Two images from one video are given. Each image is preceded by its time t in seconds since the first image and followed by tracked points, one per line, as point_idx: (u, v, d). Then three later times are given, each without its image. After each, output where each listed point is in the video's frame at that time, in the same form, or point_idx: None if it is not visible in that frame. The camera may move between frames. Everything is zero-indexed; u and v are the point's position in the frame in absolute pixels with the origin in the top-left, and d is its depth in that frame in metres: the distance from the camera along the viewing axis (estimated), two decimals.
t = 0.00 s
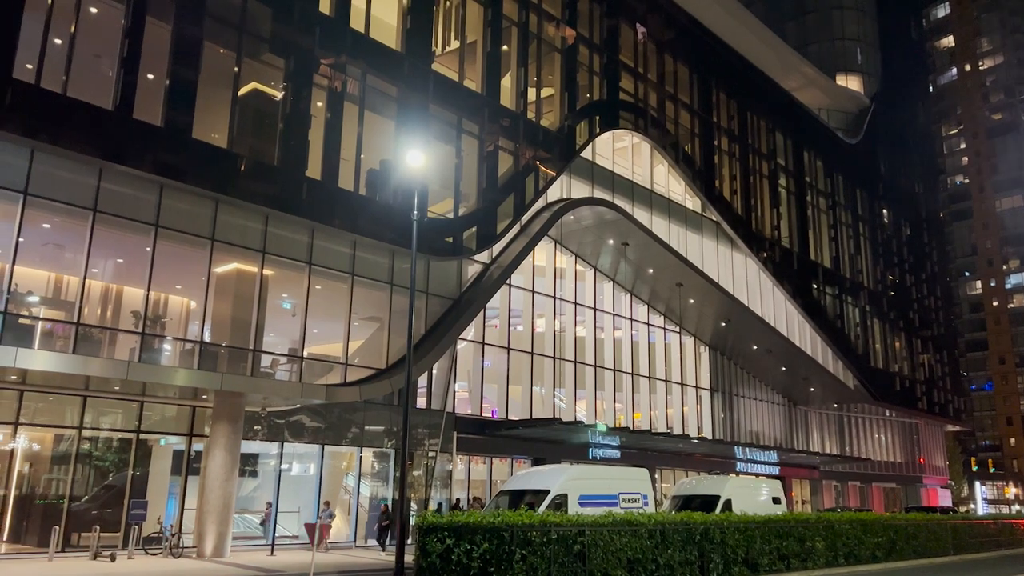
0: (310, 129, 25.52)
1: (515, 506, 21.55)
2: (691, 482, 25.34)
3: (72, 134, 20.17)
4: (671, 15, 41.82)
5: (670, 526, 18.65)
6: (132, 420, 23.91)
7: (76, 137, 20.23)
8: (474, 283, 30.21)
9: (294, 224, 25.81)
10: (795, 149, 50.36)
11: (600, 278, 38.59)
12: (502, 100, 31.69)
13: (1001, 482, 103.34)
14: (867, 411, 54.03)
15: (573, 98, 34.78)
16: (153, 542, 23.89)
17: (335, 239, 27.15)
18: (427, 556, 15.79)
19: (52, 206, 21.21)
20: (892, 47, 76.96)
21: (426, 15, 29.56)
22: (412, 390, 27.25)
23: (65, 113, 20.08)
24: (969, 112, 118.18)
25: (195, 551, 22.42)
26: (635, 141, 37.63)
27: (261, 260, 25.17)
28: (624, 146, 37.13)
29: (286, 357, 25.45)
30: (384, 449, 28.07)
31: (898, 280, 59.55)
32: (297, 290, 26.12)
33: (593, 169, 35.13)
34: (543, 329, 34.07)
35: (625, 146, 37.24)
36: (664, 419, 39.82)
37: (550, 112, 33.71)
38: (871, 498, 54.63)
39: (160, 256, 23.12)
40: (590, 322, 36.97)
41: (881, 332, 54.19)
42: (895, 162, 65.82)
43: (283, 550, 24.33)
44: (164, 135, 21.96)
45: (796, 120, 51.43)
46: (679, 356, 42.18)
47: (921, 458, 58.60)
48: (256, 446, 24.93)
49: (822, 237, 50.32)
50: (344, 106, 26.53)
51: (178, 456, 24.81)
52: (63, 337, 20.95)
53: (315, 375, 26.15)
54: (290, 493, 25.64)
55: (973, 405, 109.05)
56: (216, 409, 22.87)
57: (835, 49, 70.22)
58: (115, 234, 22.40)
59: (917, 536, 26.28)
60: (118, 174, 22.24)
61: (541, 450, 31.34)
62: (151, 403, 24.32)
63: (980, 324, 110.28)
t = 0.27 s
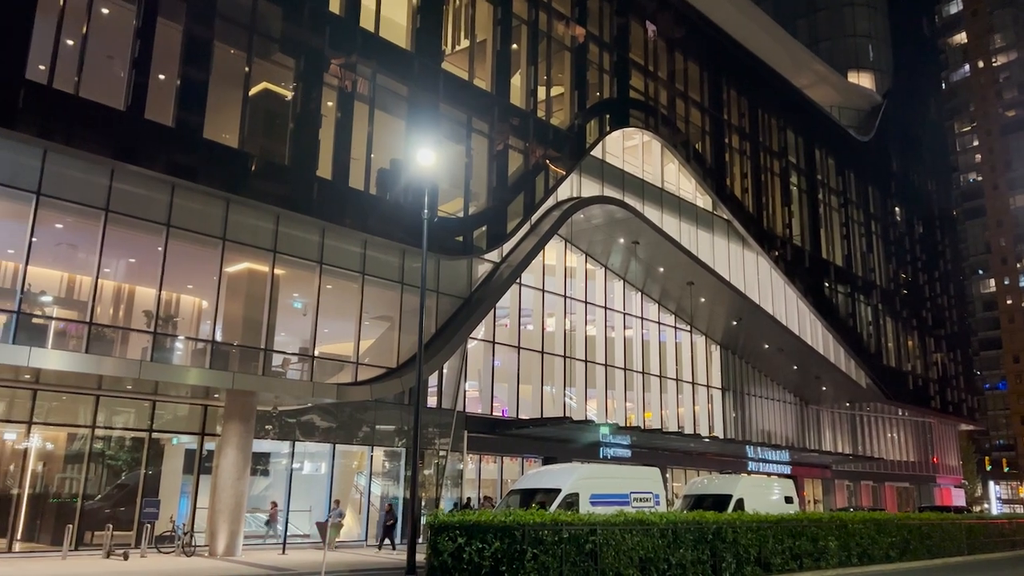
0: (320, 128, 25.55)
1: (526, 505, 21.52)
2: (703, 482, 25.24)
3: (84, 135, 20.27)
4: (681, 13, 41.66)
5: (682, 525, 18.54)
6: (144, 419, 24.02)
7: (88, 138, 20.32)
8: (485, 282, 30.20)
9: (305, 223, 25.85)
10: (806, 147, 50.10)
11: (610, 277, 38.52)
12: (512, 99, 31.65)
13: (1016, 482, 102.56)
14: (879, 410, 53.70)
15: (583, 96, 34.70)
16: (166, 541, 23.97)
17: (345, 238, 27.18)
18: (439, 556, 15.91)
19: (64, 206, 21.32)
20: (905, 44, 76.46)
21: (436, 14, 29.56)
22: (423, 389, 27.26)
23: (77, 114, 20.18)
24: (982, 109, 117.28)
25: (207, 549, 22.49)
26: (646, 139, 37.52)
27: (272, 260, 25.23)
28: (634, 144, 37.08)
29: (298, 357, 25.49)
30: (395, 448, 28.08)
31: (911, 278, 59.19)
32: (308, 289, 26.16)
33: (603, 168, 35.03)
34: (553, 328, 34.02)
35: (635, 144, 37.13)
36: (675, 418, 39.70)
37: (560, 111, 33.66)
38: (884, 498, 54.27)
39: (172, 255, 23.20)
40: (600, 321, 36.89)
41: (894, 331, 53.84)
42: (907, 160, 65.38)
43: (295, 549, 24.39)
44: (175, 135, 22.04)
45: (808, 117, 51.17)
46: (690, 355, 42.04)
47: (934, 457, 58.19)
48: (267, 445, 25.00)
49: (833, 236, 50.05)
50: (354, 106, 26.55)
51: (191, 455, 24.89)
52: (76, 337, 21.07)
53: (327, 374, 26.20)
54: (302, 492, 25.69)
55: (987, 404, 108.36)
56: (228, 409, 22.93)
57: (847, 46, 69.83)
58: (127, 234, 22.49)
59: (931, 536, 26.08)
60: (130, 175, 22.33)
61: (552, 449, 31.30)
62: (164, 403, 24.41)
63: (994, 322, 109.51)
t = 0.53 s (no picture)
0: (335, 127, 25.59)
1: (542, 503, 21.46)
2: (720, 479, 25.09)
3: (101, 135, 20.40)
4: (696, 8, 41.43)
5: (699, 522, 18.43)
6: (162, 417, 24.14)
7: (105, 138, 20.45)
8: (499, 280, 30.17)
9: (319, 221, 25.90)
10: (822, 142, 49.72)
11: (625, 274, 38.42)
12: (526, 96, 31.58)
13: None
14: (897, 408, 53.23)
15: (597, 92, 34.58)
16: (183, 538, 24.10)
17: (360, 236, 27.22)
18: (455, 553, 15.72)
19: (82, 205, 21.46)
20: (923, 38, 75.75)
21: (450, 12, 29.55)
22: (438, 387, 27.27)
23: (94, 114, 20.31)
24: (1001, 103, 115.93)
25: (225, 547, 22.59)
26: (661, 135, 37.33)
27: (288, 258, 25.30)
28: (649, 141, 36.92)
29: (313, 354, 25.53)
30: (409, 446, 28.14)
31: (929, 274, 58.63)
32: (323, 288, 26.22)
33: (618, 164, 34.89)
34: (568, 326, 33.94)
35: (650, 140, 36.97)
36: (691, 416, 39.53)
37: (574, 108, 33.57)
38: (903, 497, 53.74)
39: (188, 254, 23.30)
40: (616, 319, 36.76)
41: (912, 328, 53.36)
42: (925, 155, 64.75)
43: (311, 546, 24.48)
44: (191, 135, 22.12)
45: (824, 113, 50.79)
46: (706, 353, 41.85)
47: (953, 455, 57.60)
48: (283, 443, 25.09)
49: (850, 232, 49.66)
50: (368, 104, 26.59)
51: (207, 453, 25.00)
52: (94, 335, 21.23)
53: (342, 372, 26.25)
54: (318, 490, 25.74)
55: (1007, 401, 107.32)
56: (244, 406, 23.01)
57: (863, 41, 69.33)
58: (144, 233, 22.60)
59: (951, 534, 25.80)
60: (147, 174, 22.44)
61: (567, 447, 31.24)
62: (181, 401, 24.52)
63: (1014, 319, 108.49)
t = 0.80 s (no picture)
0: (355, 124, 25.65)
1: (564, 499, 21.42)
2: (743, 475, 24.92)
3: (125, 134, 20.56)
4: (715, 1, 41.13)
5: (724, 518, 18.31)
6: (185, 414, 24.32)
7: (128, 137, 20.61)
8: (519, 276, 30.17)
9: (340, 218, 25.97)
10: (844, 136, 49.21)
11: (645, 269, 38.32)
12: (545, 91, 31.52)
13: None
14: (921, 404, 52.63)
15: (616, 87, 34.42)
16: (208, 534, 24.30)
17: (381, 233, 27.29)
18: (478, 548, 15.38)
19: (106, 204, 21.67)
20: (947, 30, 74.75)
21: (468, 8, 29.53)
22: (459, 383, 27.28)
23: (117, 113, 20.47)
24: None
25: (249, 542, 22.76)
26: (681, 130, 37.17)
27: (309, 255, 25.41)
28: (668, 135, 36.79)
29: (335, 351, 25.60)
30: (430, 442, 28.24)
31: (954, 268, 57.87)
32: (344, 285, 26.30)
33: (637, 159, 34.68)
34: (588, 322, 33.84)
35: (670, 135, 36.84)
36: (713, 412, 39.33)
37: (593, 103, 33.45)
38: (929, 494, 53.10)
39: (211, 252, 23.47)
40: (636, 315, 36.63)
41: (936, 323, 52.71)
42: (949, 148, 63.91)
43: (334, 541, 24.60)
44: (213, 133, 22.25)
45: (846, 106, 50.27)
46: (727, 349, 41.62)
47: (979, 452, 56.85)
48: (306, 439, 25.21)
49: (873, 226, 49.11)
50: (388, 101, 26.64)
51: (231, 449, 25.16)
52: (119, 333, 21.39)
53: (363, 368, 26.32)
54: (341, 485, 25.84)
55: None
56: (267, 403, 23.14)
57: (886, 33, 68.62)
58: (167, 231, 22.80)
59: (979, 531, 25.44)
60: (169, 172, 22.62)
61: (588, 444, 31.16)
62: (204, 397, 24.69)
63: None
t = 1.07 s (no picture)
0: (377, 121, 25.68)
1: (588, 495, 21.37)
2: (769, 471, 24.71)
3: (150, 133, 20.72)
4: None
5: (751, 514, 18.12)
6: (211, 410, 24.51)
7: (154, 136, 20.77)
8: (542, 271, 30.11)
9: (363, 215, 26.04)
10: (870, 127, 48.60)
11: (668, 264, 38.17)
12: (566, 86, 31.40)
13: None
14: (949, 399, 51.92)
15: (638, 81, 34.24)
16: (234, 529, 24.47)
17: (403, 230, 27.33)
18: (504, 543, 16.06)
19: (132, 202, 21.88)
20: (975, 19, 73.53)
21: (489, 3, 29.47)
22: (480, 381, 27.69)
23: (142, 112, 20.63)
24: None
25: (275, 537, 22.89)
26: (703, 123, 36.91)
27: (332, 252, 25.50)
28: (691, 129, 36.54)
29: (358, 347, 25.68)
30: (453, 438, 28.30)
31: (982, 262, 56.99)
32: (367, 281, 26.36)
33: (660, 153, 34.41)
34: (611, 317, 33.71)
35: (693, 129, 36.59)
36: (737, 408, 39.07)
37: (615, 96, 33.19)
38: (958, 490, 52.35)
39: (235, 249, 23.60)
40: (658, 310, 36.44)
41: (964, 317, 51.96)
42: (977, 139, 62.93)
43: (360, 536, 24.71)
44: (236, 131, 22.37)
45: (871, 97, 49.65)
46: (751, 344, 41.28)
47: (1009, 448, 55.95)
48: (330, 435, 25.32)
49: (899, 219, 48.49)
50: (410, 98, 26.66)
51: (256, 445, 25.33)
52: (145, 330, 21.59)
53: (387, 364, 26.42)
54: (365, 481, 25.97)
55: None
56: (292, 399, 23.25)
57: (912, 23, 67.68)
58: (192, 229, 22.96)
59: (1010, 528, 25.03)
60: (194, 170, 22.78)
61: (612, 440, 31.04)
62: (229, 394, 24.87)
63: None
